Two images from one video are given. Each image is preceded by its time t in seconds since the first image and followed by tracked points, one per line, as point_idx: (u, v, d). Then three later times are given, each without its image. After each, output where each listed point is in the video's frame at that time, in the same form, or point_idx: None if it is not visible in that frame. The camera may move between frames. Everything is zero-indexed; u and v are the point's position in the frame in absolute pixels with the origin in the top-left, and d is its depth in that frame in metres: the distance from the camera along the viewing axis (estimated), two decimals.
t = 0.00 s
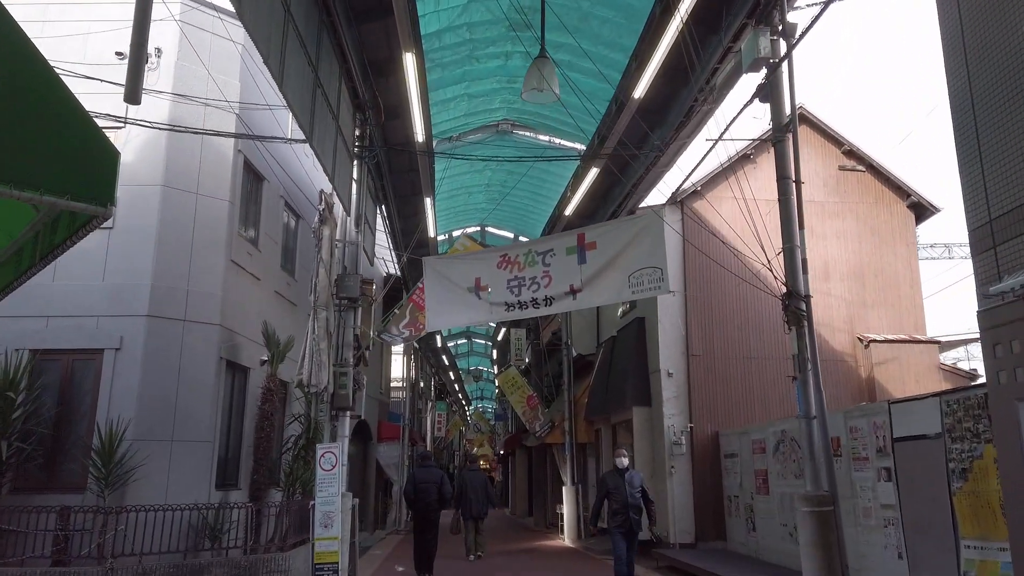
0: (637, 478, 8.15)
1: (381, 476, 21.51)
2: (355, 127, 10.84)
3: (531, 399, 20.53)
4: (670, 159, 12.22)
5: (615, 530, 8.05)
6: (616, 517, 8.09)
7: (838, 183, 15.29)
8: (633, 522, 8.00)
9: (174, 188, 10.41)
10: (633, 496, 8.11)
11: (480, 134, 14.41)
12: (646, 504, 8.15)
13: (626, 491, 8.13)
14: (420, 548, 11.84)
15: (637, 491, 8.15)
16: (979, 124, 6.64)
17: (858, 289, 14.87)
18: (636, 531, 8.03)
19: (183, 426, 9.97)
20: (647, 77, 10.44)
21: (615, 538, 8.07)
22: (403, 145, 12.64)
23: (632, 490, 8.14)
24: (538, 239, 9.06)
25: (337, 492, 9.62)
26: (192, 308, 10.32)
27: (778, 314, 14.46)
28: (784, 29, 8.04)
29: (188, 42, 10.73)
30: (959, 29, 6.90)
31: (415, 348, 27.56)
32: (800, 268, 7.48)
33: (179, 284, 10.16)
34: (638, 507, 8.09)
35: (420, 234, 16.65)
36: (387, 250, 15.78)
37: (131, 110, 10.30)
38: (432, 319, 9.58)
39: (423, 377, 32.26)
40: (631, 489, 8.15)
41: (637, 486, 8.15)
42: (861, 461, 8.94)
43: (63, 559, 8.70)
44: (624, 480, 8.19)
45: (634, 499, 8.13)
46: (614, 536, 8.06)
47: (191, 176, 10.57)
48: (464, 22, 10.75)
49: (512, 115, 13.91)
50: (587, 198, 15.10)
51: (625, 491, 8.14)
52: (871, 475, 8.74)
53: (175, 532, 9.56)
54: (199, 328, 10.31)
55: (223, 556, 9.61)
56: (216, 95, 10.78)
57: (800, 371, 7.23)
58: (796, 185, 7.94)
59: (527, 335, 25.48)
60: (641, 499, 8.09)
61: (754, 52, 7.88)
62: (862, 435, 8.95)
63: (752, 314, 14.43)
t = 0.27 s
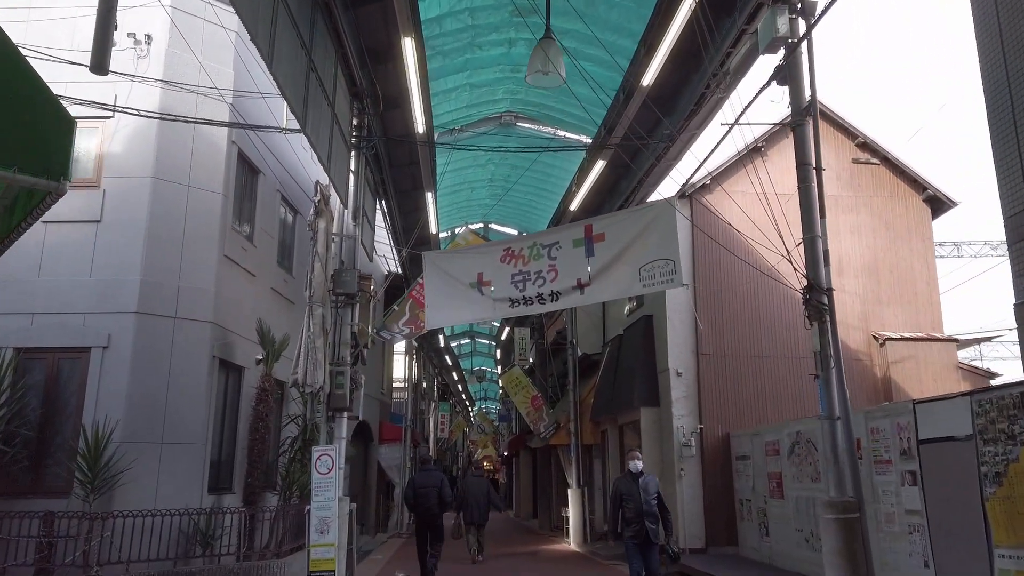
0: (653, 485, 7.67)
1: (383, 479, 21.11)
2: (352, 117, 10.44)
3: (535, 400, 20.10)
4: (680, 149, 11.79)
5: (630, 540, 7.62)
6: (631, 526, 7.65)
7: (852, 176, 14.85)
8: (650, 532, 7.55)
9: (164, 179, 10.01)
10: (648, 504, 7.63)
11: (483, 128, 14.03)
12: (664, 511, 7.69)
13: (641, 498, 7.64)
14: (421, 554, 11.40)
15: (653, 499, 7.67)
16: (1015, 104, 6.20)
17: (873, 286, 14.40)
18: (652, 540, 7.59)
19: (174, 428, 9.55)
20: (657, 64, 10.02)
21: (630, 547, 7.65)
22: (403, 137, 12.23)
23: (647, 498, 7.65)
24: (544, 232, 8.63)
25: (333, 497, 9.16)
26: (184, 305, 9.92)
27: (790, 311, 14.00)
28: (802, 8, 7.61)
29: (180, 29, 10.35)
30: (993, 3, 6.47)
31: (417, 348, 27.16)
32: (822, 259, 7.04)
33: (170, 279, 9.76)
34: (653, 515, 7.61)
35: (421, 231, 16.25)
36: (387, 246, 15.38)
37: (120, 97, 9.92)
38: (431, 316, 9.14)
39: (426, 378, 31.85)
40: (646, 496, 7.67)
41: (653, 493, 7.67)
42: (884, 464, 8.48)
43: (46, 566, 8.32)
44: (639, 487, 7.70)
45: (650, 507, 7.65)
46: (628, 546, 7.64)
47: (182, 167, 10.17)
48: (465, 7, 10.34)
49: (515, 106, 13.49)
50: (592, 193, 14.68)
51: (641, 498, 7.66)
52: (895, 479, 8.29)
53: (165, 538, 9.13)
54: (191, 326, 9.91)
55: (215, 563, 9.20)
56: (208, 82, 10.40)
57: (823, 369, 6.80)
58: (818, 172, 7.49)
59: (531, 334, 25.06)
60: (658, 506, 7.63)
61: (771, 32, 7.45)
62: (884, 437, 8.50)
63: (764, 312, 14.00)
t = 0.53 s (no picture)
0: (673, 479, 7.20)
1: (385, 477, 20.74)
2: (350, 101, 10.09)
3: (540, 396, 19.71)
4: (690, 134, 11.40)
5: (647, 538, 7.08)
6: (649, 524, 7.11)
7: (866, 165, 14.44)
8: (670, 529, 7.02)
9: (156, 164, 9.66)
10: (668, 500, 7.13)
11: (486, 115, 13.58)
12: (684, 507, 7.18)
13: (661, 493, 7.13)
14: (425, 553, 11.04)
15: (673, 493, 7.17)
16: None
17: (889, 277, 13.98)
18: (671, 539, 7.05)
19: (166, 421, 9.20)
20: (667, 43, 9.64)
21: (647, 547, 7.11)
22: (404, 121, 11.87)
23: (667, 493, 7.16)
24: (551, 215, 8.24)
25: (331, 493, 8.77)
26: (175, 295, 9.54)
27: (802, 304, 13.61)
28: None
29: (172, 9, 10.00)
30: None
31: (419, 345, 26.79)
32: (846, 240, 6.65)
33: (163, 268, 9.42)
34: (673, 512, 7.10)
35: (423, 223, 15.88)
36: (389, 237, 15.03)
37: (110, 78, 9.57)
38: (432, 304, 8.77)
39: (428, 376, 31.46)
40: (666, 490, 7.17)
41: (673, 488, 7.18)
42: (907, 459, 8.08)
43: (31, 566, 7.96)
44: (658, 482, 7.20)
45: (670, 503, 7.13)
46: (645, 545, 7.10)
47: (174, 152, 9.82)
48: None
49: (519, 93, 13.12)
50: (599, 183, 14.29)
51: (660, 493, 7.15)
52: (919, 474, 7.89)
53: (155, 535, 8.77)
54: (184, 317, 9.56)
55: (209, 563, 8.83)
56: (202, 64, 10.05)
57: (846, 356, 6.42)
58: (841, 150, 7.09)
59: (535, 330, 24.68)
60: (678, 502, 7.13)
61: (790, 2, 7.05)
62: (907, 430, 8.10)
63: (776, 305, 13.60)
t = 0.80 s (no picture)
0: (703, 480, 6.71)
1: (388, 477, 20.45)
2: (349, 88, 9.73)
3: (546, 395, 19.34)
4: (700, 124, 11.02)
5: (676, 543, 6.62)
6: (678, 528, 6.65)
7: (881, 157, 14.05)
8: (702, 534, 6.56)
9: (147, 154, 9.31)
10: (697, 502, 6.66)
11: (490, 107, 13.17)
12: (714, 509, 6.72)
13: (691, 495, 6.65)
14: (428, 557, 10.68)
15: (703, 495, 6.71)
16: None
17: (905, 272, 13.57)
18: (703, 544, 6.60)
19: (157, 420, 8.84)
20: (677, 27, 9.27)
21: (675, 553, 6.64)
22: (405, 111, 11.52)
23: (696, 494, 6.68)
24: (557, 204, 7.89)
25: (329, 495, 8.41)
26: (167, 291, 9.17)
27: (816, 299, 13.23)
28: None
29: None
30: None
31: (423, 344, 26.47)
32: (873, 228, 6.26)
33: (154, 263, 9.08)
34: (704, 515, 6.63)
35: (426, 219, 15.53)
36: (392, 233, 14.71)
37: (99, 64, 9.23)
38: (433, 300, 8.40)
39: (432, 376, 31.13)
40: (696, 492, 6.70)
41: (703, 488, 6.70)
42: (934, 460, 7.68)
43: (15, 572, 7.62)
44: (688, 483, 6.70)
45: (700, 505, 6.67)
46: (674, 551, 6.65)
47: (166, 141, 9.47)
48: None
49: (524, 86, 12.77)
50: (606, 176, 13.92)
51: (690, 495, 6.68)
52: (946, 476, 7.50)
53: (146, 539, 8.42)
54: (177, 313, 9.21)
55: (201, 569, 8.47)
56: (195, 50, 9.71)
57: (874, 351, 6.03)
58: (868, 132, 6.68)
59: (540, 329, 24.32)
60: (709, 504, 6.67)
61: None
62: (933, 430, 7.71)
63: (788, 301, 13.20)
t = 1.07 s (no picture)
0: (733, 478, 5.62)
1: (389, 475, 20.09)
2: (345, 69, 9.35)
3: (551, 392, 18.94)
4: (711, 108, 10.61)
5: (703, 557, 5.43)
6: (704, 537, 5.48)
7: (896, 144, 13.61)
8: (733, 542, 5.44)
9: (135, 137, 8.93)
10: (728, 505, 5.54)
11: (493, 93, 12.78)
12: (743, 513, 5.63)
13: (721, 496, 5.53)
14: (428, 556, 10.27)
15: (733, 496, 5.60)
16: None
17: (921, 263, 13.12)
18: (732, 553, 5.48)
19: (144, 414, 8.46)
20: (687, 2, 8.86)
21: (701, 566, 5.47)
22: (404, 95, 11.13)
23: (726, 497, 5.56)
24: (562, 185, 7.49)
25: (323, 492, 8.02)
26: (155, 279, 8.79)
27: (829, 291, 12.79)
28: None
29: None
30: None
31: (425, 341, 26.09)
32: (901, 205, 5.86)
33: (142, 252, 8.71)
34: (735, 520, 5.51)
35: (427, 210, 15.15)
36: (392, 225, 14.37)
37: (84, 42, 8.86)
38: (431, 287, 8.01)
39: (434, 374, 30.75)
40: (725, 493, 5.58)
41: (734, 489, 5.60)
42: (962, 455, 7.26)
43: None
44: (717, 482, 5.58)
45: (730, 509, 5.55)
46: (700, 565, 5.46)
47: (154, 124, 9.09)
48: None
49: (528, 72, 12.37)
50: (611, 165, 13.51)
51: (720, 496, 5.56)
52: (975, 472, 7.07)
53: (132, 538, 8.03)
54: (165, 302, 8.83)
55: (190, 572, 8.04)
56: (184, 28, 9.33)
57: (903, 336, 5.61)
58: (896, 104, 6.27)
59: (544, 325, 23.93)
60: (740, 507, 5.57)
61: None
62: (961, 423, 7.28)
63: (801, 294, 12.76)
